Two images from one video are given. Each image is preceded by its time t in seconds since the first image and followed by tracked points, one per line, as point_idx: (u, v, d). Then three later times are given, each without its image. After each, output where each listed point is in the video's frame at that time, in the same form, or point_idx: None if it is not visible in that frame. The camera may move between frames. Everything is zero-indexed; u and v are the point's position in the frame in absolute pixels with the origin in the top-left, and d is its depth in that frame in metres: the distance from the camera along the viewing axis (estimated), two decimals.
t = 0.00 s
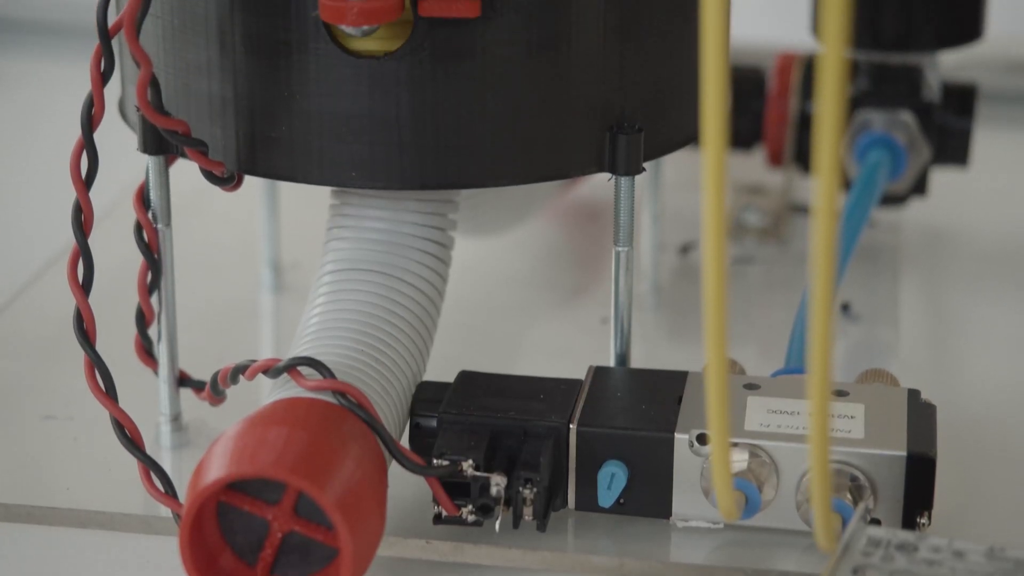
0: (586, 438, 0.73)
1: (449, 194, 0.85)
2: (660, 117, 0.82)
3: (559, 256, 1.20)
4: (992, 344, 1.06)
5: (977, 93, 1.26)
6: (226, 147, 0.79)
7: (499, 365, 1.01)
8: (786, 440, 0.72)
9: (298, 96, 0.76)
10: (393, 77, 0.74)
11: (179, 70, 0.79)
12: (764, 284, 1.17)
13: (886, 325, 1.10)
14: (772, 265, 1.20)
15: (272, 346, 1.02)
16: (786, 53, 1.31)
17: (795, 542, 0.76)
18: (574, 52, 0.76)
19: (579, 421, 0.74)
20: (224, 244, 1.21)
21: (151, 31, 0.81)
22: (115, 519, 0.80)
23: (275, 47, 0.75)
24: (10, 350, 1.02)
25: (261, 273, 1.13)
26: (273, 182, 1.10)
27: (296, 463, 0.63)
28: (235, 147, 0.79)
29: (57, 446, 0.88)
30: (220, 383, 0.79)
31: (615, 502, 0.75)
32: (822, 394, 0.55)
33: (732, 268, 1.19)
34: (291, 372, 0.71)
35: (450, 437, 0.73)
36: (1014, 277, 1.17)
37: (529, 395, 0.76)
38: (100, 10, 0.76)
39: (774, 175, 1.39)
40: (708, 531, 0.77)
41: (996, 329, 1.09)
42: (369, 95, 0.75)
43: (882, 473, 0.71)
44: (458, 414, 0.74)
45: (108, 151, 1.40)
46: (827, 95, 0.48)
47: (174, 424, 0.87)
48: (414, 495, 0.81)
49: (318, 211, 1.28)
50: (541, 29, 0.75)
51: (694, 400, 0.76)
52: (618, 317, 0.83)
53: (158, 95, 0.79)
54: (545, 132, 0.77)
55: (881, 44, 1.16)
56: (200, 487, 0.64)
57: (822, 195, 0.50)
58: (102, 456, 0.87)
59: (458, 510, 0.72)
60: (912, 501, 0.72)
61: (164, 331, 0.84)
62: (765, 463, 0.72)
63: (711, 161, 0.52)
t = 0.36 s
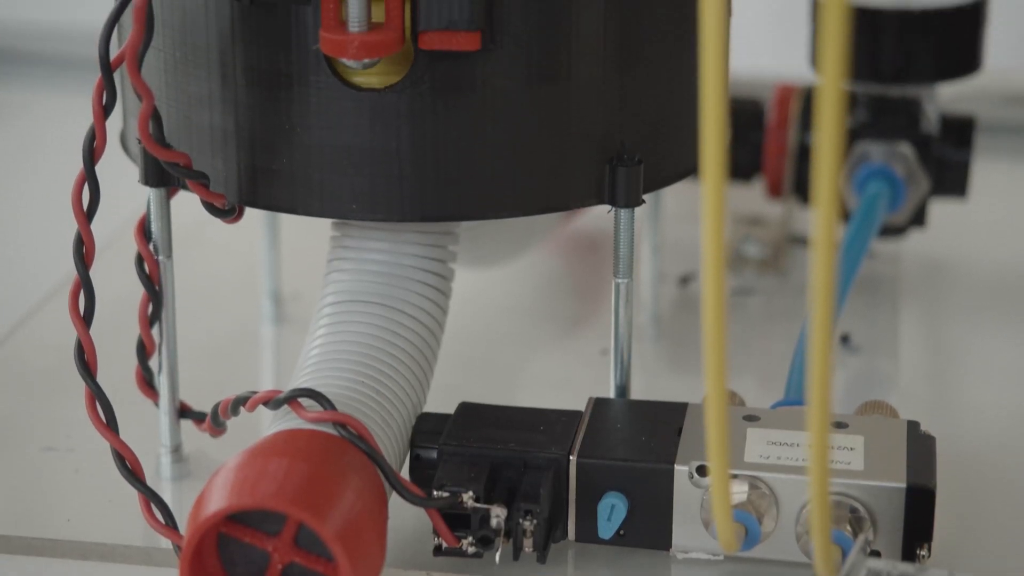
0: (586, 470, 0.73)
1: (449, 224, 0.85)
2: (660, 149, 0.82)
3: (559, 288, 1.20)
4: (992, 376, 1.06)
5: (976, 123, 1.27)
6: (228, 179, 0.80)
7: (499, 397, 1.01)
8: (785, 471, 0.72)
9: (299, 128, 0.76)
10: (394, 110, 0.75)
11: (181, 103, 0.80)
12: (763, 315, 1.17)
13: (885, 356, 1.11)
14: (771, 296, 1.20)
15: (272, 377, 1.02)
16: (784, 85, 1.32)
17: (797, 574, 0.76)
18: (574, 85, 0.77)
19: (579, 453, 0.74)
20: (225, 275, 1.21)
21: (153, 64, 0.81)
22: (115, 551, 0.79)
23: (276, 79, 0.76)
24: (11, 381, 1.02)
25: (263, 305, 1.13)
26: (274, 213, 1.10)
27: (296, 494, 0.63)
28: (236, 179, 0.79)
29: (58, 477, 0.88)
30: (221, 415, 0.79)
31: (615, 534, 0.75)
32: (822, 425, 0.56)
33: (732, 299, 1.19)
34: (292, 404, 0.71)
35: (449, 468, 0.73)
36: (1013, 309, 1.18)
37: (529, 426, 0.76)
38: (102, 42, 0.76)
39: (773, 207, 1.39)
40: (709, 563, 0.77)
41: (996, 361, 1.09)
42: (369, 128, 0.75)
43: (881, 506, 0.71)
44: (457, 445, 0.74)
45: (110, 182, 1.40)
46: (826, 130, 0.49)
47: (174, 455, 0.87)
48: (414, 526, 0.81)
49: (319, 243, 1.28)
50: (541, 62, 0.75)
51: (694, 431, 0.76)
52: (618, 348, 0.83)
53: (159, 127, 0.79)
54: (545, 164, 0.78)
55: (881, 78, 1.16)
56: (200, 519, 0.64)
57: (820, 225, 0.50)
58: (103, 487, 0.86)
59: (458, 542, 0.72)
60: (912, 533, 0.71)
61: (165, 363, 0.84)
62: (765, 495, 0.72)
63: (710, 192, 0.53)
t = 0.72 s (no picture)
0: (586, 505, 0.73)
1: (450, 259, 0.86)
2: (659, 184, 0.83)
3: (559, 322, 1.20)
4: (992, 412, 1.06)
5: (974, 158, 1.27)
6: (229, 216, 0.80)
7: (499, 432, 1.01)
8: (785, 507, 0.72)
9: (300, 164, 0.77)
10: (394, 147, 0.75)
11: (182, 139, 0.81)
12: (762, 349, 1.17)
13: (885, 391, 1.11)
14: (771, 330, 1.20)
15: (273, 412, 1.02)
16: (783, 120, 1.32)
17: None
18: (574, 121, 0.77)
19: (578, 488, 0.74)
20: (225, 309, 1.22)
21: (155, 100, 0.82)
22: None
23: (277, 115, 0.76)
24: (12, 416, 1.02)
25: (263, 340, 1.13)
26: (275, 248, 1.11)
27: (296, 531, 0.63)
28: (237, 215, 0.80)
29: (58, 513, 0.88)
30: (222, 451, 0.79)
31: (615, 570, 0.74)
32: (822, 461, 0.56)
33: (731, 334, 1.19)
34: (292, 439, 0.71)
35: (449, 503, 0.73)
36: (1011, 344, 1.18)
37: (529, 461, 0.76)
38: (104, 78, 0.76)
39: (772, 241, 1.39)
40: None
41: (996, 396, 1.09)
42: (370, 164, 0.76)
43: (882, 541, 0.71)
44: (458, 480, 0.74)
45: (111, 216, 1.41)
46: (825, 164, 0.49)
47: (175, 490, 0.87)
48: (414, 561, 0.81)
49: (319, 278, 1.28)
50: (541, 99, 0.76)
51: (694, 466, 0.76)
52: (618, 384, 0.83)
53: (161, 164, 0.79)
54: (545, 200, 0.78)
55: (879, 109, 1.17)
56: (200, 555, 0.64)
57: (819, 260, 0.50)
58: (103, 523, 0.86)
59: None
60: (913, 569, 0.71)
61: (165, 398, 0.84)
62: (765, 530, 0.72)
63: (709, 227, 0.53)
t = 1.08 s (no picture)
0: (586, 549, 0.73)
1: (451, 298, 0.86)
2: (659, 228, 0.83)
3: (559, 364, 1.20)
4: (991, 456, 1.06)
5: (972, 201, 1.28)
6: (230, 260, 0.81)
7: (499, 475, 1.01)
8: (785, 551, 0.72)
9: (301, 208, 0.77)
10: (396, 191, 0.76)
11: (185, 184, 0.81)
12: (763, 392, 1.17)
13: (885, 434, 1.10)
14: (770, 373, 1.20)
15: (274, 455, 1.02)
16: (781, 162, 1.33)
17: None
18: (574, 166, 0.78)
19: (579, 532, 0.74)
20: (225, 351, 1.22)
21: (156, 145, 0.83)
22: None
23: (278, 160, 0.77)
24: (12, 458, 1.01)
25: (264, 382, 1.13)
26: (276, 292, 1.11)
27: None
28: (239, 258, 0.80)
29: (58, 556, 0.87)
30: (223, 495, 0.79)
31: None
32: (821, 504, 0.56)
33: (731, 377, 1.20)
34: (292, 483, 0.71)
35: (449, 547, 0.73)
36: (1010, 386, 1.18)
37: (529, 504, 0.76)
38: (106, 124, 0.77)
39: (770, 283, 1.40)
40: None
41: (995, 440, 1.09)
42: (371, 208, 0.76)
43: None
44: (458, 523, 0.74)
45: (111, 258, 1.41)
46: (823, 209, 0.49)
47: (175, 533, 0.86)
48: None
49: (320, 319, 1.29)
50: (541, 144, 0.76)
51: (694, 509, 0.76)
52: (618, 427, 0.83)
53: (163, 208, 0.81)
54: (545, 244, 0.78)
55: (878, 153, 1.18)
56: None
57: (817, 303, 0.51)
58: (102, 567, 0.86)
59: None
60: None
61: (165, 440, 0.84)
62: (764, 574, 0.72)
63: (708, 269, 0.53)
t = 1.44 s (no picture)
0: None
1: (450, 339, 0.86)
2: (659, 270, 0.84)
3: (559, 405, 1.20)
4: (991, 497, 1.06)
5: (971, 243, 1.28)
6: (232, 303, 0.81)
7: (500, 517, 1.01)
8: None
9: (302, 251, 0.78)
10: (397, 234, 0.76)
11: (186, 226, 0.82)
12: (763, 432, 1.17)
13: (884, 476, 1.10)
14: (770, 415, 1.20)
15: (274, 497, 1.01)
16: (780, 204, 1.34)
17: None
18: (574, 209, 0.78)
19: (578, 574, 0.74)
20: (224, 393, 1.22)
21: (158, 188, 0.83)
22: None
23: (280, 203, 0.78)
24: (13, 500, 1.01)
25: (266, 424, 1.13)
26: (277, 335, 1.11)
27: None
28: (240, 301, 0.81)
29: None
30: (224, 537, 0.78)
31: None
32: (819, 545, 0.56)
33: (730, 418, 1.20)
34: (292, 526, 0.71)
35: None
36: (1010, 428, 1.18)
37: (529, 546, 0.77)
38: (108, 168, 0.77)
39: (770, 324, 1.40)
40: None
41: (994, 482, 1.09)
42: (372, 251, 0.77)
43: None
44: (457, 565, 0.74)
45: (111, 300, 1.41)
46: (822, 250, 0.50)
47: None
48: None
49: (321, 360, 1.29)
50: (541, 187, 0.77)
51: (694, 552, 0.76)
52: (618, 469, 0.83)
53: (166, 252, 0.82)
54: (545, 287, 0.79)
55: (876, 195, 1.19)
56: None
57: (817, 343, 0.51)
58: None
59: None
60: None
61: (166, 483, 0.84)
62: None
63: (707, 311, 0.54)
